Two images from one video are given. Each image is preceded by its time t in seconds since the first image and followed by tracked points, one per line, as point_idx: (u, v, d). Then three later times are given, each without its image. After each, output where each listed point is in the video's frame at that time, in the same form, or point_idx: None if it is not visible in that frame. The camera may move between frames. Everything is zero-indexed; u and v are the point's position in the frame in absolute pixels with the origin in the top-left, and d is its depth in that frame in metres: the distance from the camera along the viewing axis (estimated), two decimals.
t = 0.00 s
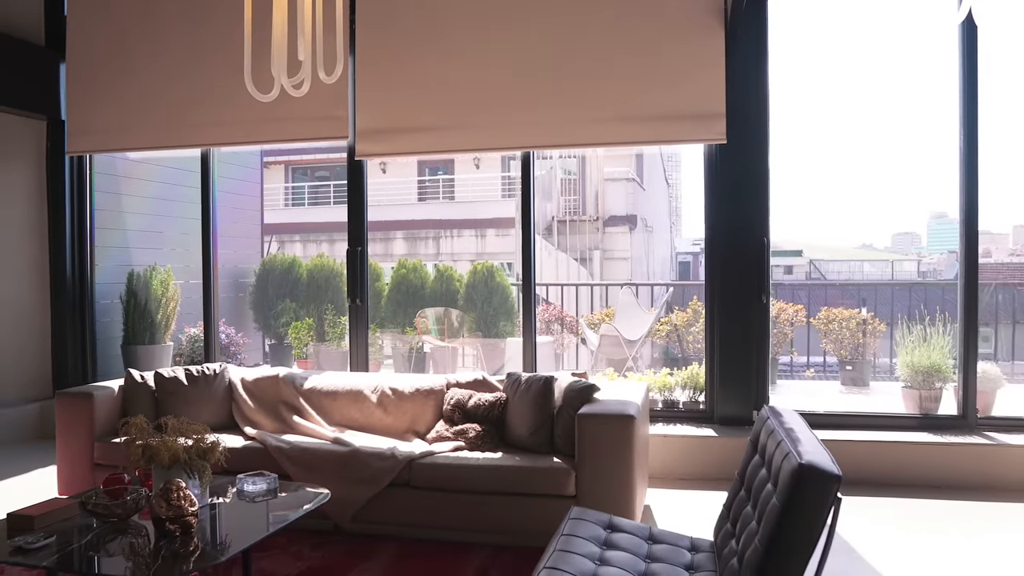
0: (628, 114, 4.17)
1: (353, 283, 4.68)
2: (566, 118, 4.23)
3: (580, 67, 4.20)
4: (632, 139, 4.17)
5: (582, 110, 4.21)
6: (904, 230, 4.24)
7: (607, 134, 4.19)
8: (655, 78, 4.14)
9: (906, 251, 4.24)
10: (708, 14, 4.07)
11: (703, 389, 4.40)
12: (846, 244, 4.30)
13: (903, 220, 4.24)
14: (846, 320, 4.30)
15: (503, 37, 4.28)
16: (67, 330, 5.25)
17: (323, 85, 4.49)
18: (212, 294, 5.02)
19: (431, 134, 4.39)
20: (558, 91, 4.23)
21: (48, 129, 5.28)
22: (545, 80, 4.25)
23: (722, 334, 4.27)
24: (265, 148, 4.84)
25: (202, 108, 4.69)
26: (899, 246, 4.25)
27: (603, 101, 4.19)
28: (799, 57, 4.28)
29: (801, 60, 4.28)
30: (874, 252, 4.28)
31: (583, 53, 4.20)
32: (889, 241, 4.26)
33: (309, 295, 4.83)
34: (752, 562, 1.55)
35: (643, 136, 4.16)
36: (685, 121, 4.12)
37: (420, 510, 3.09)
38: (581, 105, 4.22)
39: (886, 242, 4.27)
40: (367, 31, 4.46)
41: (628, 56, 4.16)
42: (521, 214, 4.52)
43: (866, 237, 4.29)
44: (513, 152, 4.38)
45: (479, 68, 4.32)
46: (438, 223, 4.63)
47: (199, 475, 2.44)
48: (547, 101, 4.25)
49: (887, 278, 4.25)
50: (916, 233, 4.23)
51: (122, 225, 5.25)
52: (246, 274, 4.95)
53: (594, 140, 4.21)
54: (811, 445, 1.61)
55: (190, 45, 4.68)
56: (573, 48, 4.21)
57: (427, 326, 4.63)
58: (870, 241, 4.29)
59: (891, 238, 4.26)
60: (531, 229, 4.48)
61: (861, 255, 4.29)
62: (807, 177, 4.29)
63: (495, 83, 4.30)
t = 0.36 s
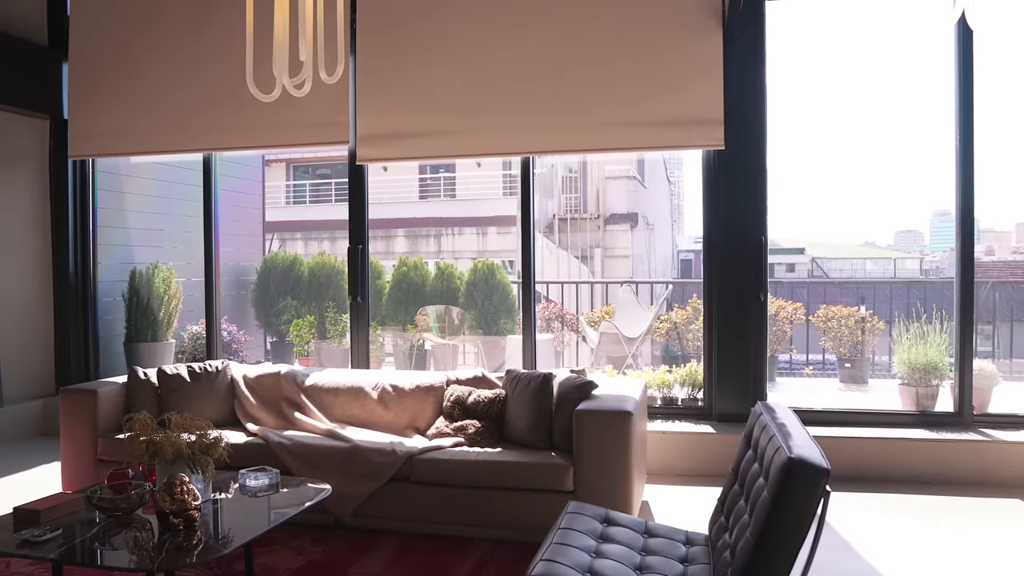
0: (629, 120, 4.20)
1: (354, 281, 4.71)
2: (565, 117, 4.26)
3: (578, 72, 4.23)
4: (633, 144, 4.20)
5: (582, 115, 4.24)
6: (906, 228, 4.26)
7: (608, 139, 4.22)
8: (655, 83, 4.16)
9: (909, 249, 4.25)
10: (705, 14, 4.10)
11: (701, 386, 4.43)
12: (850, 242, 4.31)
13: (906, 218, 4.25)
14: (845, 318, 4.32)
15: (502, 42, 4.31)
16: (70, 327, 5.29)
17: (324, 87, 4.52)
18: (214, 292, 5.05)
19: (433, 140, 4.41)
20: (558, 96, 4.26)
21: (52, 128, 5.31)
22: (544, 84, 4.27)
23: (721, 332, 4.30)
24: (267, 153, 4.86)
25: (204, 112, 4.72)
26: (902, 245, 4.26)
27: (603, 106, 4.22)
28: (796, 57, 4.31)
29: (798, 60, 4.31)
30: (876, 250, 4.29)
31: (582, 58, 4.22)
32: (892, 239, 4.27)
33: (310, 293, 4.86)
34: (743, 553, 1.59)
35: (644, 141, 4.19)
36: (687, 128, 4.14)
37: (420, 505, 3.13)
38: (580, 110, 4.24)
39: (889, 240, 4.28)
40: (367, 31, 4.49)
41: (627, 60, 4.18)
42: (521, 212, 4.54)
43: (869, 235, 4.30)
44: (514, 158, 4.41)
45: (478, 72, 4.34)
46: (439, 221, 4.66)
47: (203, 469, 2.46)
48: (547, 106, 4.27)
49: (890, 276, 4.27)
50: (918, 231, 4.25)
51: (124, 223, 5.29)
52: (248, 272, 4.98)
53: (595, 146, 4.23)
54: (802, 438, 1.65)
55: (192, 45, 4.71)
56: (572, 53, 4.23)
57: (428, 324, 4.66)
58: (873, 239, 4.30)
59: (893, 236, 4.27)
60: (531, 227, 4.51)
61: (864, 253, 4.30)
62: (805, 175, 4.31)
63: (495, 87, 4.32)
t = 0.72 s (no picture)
0: (630, 124, 4.21)
1: (355, 279, 4.74)
2: (565, 115, 4.28)
3: (578, 74, 4.25)
4: (634, 149, 4.22)
5: (582, 119, 4.26)
6: (909, 225, 4.27)
7: (610, 143, 4.23)
8: (656, 87, 4.18)
9: (912, 247, 4.27)
10: (704, 13, 4.12)
11: (700, 383, 4.45)
12: (853, 240, 4.32)
13: (910, 217, 4.27)
14: (844, 315, 4.34)
15: (501, 43, 4.33)
16: (73, 323, 5.33)
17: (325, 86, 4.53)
18: (216, 289, 5.07)
19: (435, 143, 4.43)
20: (557, 98, 4.28)
21: (54, 125, 5.34)
22: (543, 86, 4.29)
23: (720, 329, 4.32)
24: (268, 156, 4.89)
25: (206, 115, 4.75)
26: (905, 242, 4.28)
27: (605, 110, 4.23)
28: (795, 56, 4.32)
29: (796, 58, 4.32)
30: (879, 248, 4.30)
31: (581, 60, 4.24)
32: (895, 237, 4.28)
33: (312, 290, 4.89)
34: (736, 545, 1.63)
35: (645, 145, 4.20)
36: (687, 132, 4.16)
37: (421, 500, 3.15)
38: (580, 111, 4.26)
39: (892, 237, 4.29)
40: (368, 29, 4.50)
41: (626, 63, 4.20)
42: (522, 210, 4.56)
43: (872, 232, 4.31)
44: (515, 162, 4.43)
45: (479, 74, 4.36)
46: (440, 218, 4.68)
47: (205, 464, 2.49)
48: (547, 104, 4.29)
49: (893, 274, 4.28)
50: (922, 229, 4.26)
51: (126, 221, 5.32)
52: (250, 269, 5.01)
53: (596, 149, 4.25)
54: (795, 432, 1.69)
55: (194, 43, 4.73)
56: (570, 44, 4.25)
57: (429, 321, 4.69)
58: (875, 237, 4.31)
59: (897, 234, 4.28)
60: (531, 225, 4.53)
61: (867, 251, 4.31)
62: (802, 174, 4.33)
63: (495, 89, 4.34)
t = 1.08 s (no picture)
0: (633, 130, 4.23)
1: (359, 275, 4.77)
2: (568, 112, 4.30)
3: (580, 73, 4.27)
4: (637, 152, 4.23)
5: (586, 121, 4.28)
6: (915, 223, 4.28)
7: (613, 146, 4.25)
8: (659, 89, 4.19)
9: (918, 244, 4.28)
10: (705, 11, 4.13)
11: (702, 379, 4.47)
12: (859, 238, 4.33)
13: (916, 214, 4.27)
14: (846, 312, 4.36)
15: (504, 44, 4.35)
16: (79, 319, 5.38)
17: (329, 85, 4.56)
18: (221, 286, 5.11)
19: (439, 147, 4.45)
20: (560, 98, 4.29)
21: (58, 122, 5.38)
22: (546, 87, 4.31)
23: (722, 326, 4.34)
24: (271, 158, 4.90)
25: (210, 111, 4.77)
26: (911, 240, 4.28)
27: (607, 107, 4.25)
28: (794, 55, 4.33)
29: (798, 56, 4.33)
30: (885, 245, 4.31)
31: (583, 61, 4.26)
32: (901, 234, 4.29)
33: (316, 287, 4.92)
34: (732, 536, 1.66)
35: (648, 149, 4.22)
36: (688, 137, 4.18)
37: (424, 494, 3.18)
38: (582, 108, 4.28)
39: (898, 235, 4.30)
40: (371, 27, 4.52)
41: (627, 63, 4.22)
42: (526, 207, 4.58)
43: (878, 230, 4.31)
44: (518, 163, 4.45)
45: (482, 74, 4.38)
46: (443, 215, 4.70)
47: (211, 457, 2.52)
48: (550, 101, 4.31)
49: (899, 272, 4.29)
50: (928, 227, 4.27)
51: (132, 218, 5.35)
52: (254, 266, 5.04)
53: (600, 152, 4.27)
54: (790, 424, 1.73)
55: (198, 41, 4.76)
56: (572, 41, 4.27)
57: (432, 318, 4.71)
58: (881, 235, 4.31)
59: (902, 231, 4.29)
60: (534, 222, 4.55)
61: (873, 249, 4.32)
62: (805, 172, 4.34)
63: (498, 89, 4.36)
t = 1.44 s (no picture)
0: (640, 132, 4.24)
1: (366, 273, 4.80)
2: (573, 110, 4.31)
3: (585, 71, 4.28)
4: (642, 150, 4.25)
5: (591, 118, 4.29)
6: (924, 221, 4.28)
7: (619, 150, 4.27)
8: (663, 86, 4.21)
9: (927, 242, 4.28)
10: (710, 10, 4.15)
11: (707, 375, 4.49)
12: (867, 235, 4.34)
13: (926, 212, 4.27)
14: (852, 309, 4.37)
15: (509, 44, 4.37)
16: (89, 316, 5.44)
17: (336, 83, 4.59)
18: (230, 283, 5.16)
19: (446, 148, 4.48)
20: (565, 98, 4.31)
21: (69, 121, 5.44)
22: (551, 85, 4.33)
23: (726, 323, 4.36)
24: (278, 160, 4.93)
25: (219, 109, 4.81)
26: (921, 237, 4.28)
27: (612, 105, 4.27)
28: (799, 53, 4.34)
29: (803, 54, 4.34)
30: (895, 243, 4.31)
31: (588, 62, 4.28)
32: (910, 232, 4.30)
33: (323, 284, 4.96)
34: (732, 527, 1.70)
35: (654, 153, 4.24)
36: (694, 141, 4.20)
37: (431, 488, 3.22)
38: (588, 106, 4.29)
39: (907, 233, 4.30)
40: (377, 26, 4.55)
41: (632, 62, 4.24)
42: (531, 205, 4.60)
43: (887, 228, 4.32)
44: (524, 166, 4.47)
45: (487, 74, 4.40)
46: (450, 213, 4.72)
47: (221, 450, 2.57)
48: (555, 99, 4.33)
49: (909, 270, 4.30)
50: (937, 224, 4.27)
51: (141, 216, 5.41)
52: (262, 264, 5.08)
53: (605, 150, 4.29)
54: (789, 416, 1.76)
55: (207, 40, 4.80)
56: (577, 40, 4.28)
57: (439, 315, 4.75)
58: (891, 232, 4.31)
59: (912, 229, 4.29)
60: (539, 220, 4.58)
61: (882, 246, 4.32)
62: (811, 170, 4.35)
63: (504, 88, 4.38)
